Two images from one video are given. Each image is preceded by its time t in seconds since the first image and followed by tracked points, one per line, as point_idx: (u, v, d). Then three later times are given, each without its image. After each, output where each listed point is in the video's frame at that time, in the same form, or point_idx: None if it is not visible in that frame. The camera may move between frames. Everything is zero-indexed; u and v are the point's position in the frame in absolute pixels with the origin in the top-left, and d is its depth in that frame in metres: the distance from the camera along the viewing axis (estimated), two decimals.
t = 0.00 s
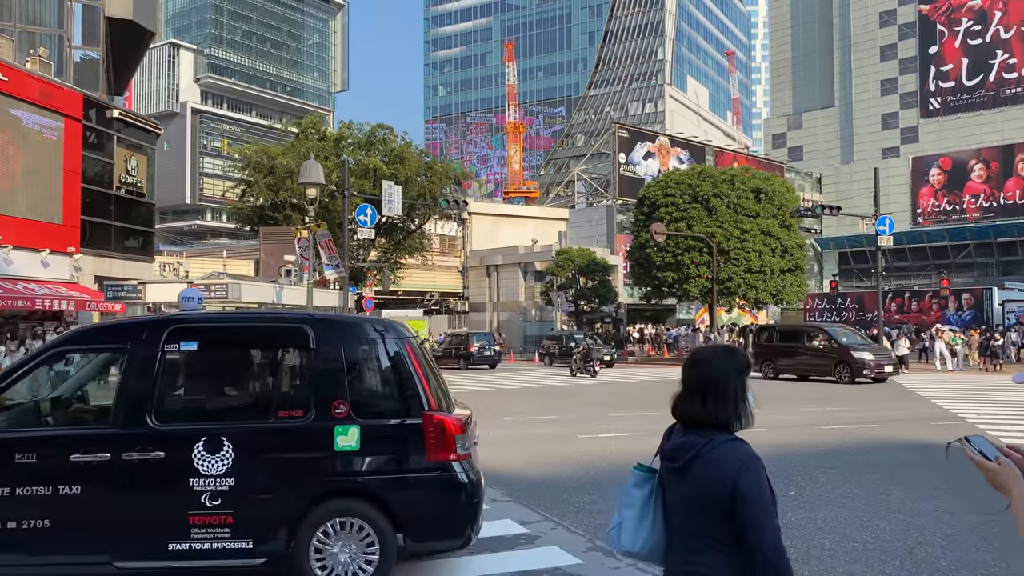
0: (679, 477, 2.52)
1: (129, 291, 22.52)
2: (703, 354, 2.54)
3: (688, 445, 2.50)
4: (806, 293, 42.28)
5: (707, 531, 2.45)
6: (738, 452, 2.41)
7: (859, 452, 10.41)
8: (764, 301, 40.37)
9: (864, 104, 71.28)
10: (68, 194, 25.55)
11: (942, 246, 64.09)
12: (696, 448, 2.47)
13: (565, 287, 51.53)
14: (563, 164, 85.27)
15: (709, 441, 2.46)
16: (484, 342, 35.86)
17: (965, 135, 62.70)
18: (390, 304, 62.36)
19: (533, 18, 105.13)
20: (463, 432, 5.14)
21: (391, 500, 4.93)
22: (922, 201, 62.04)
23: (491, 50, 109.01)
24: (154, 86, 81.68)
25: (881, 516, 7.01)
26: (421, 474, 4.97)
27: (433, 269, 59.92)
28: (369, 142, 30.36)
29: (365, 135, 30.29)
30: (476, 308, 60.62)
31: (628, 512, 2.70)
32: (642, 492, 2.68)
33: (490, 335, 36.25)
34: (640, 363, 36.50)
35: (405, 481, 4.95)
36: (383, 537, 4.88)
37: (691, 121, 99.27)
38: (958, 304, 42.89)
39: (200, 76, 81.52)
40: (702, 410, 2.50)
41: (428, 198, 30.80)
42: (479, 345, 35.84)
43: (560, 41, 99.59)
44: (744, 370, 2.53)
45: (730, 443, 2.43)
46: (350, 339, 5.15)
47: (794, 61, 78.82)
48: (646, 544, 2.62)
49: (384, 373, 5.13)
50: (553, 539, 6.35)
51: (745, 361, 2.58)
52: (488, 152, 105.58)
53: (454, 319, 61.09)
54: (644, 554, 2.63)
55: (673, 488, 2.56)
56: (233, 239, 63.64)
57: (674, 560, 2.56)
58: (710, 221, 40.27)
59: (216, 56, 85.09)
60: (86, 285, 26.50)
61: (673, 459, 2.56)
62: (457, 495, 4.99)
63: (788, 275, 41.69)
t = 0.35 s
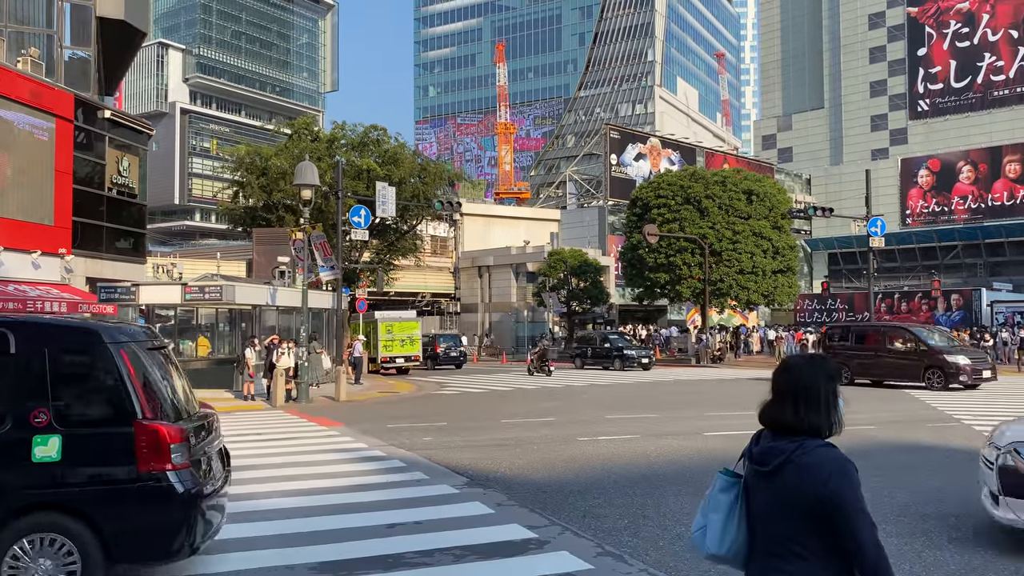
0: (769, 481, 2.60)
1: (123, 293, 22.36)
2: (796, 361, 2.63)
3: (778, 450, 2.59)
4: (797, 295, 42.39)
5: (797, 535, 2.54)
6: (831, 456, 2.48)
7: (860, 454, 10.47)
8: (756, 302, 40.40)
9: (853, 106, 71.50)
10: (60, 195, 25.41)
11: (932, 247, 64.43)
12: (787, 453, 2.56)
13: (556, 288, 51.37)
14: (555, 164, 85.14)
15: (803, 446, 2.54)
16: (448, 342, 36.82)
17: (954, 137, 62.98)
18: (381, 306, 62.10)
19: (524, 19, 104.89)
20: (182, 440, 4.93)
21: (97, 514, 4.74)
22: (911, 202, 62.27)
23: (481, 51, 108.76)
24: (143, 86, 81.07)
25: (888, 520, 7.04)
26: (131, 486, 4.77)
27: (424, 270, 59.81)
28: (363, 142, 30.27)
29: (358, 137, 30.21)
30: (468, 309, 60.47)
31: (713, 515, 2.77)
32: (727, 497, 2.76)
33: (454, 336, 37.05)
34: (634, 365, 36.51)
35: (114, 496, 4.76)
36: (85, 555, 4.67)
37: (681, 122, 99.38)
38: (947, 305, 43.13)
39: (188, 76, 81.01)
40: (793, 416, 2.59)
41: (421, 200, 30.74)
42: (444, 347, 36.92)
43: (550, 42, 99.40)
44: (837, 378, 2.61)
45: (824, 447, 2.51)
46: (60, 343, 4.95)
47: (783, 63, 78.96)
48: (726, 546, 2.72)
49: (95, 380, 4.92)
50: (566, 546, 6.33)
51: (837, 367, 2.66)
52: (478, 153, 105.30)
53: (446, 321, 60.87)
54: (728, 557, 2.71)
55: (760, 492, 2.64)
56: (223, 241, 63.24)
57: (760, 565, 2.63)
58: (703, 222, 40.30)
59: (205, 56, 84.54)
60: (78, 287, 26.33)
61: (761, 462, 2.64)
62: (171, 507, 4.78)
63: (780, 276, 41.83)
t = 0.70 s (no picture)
0: (827, 476, 2.65)
1: (110, 294, 22.17)
2: (842, 364, 2.72)
3: (838, 447, 2.64)
4: (783, 295, 42.64)
5: (861, 527, 2.56)
6: (889, 450, 2.55)
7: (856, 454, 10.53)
8: (743, 303, 40.62)
9: (838, 108, 71.91)
10: (45, 196, 25.18)
11: (915, 248, 65.01)
12: (847, 449, 2.61)
13: (544, 289, 51.37)
14: (542, 165, 85.23)
15: (858, 442, 2.61)
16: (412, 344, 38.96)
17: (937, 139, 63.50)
18: (368, 306, 61.95)
19: (510, 19, 104.76)
20: None
21: None
22: (895, 203, 62.82)
23: (467, 51, 108.54)
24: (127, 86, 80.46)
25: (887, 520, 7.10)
26: None
27: (412, 270, 59.80)
28: (352, 142, 30.17)
29: (346, 137, 30.09)
30: (456, 309, 60.46)
31: (774, 513, 2.79)
32: (788, 497, 2.78)
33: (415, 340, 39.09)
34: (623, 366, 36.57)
35: None
36: None
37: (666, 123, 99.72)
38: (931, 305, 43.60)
39: (172, 76, 80.39)
40: (846, 418, 2.67)
41: (410, 200, 30.68)
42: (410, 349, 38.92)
43: (536, 43, 99.30)
44: (885, 379, 2.68)
45: (878, 443, 2.58)
46: None
47: (769, 65, 79.36)
48: (788, 545, 2.73)
49: None
50: (570, 547, 6.34)
51: (882, 369, 2.74)
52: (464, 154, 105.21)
53: (433, 321, 60.78)
54: (791, 555, 2.72)
55: (818, 490, 2.68)
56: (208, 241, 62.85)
57: (822, 563, 2.65)
58: (689, 223, 40.42)
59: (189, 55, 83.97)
60: (64, 287, 26.09)
61: (820, 459, 2.68)
62: None
63: (766, 277, 42.07)
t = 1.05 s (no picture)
0: (857, 471, 2.72)
1: (93, 295, 21.96)
2: (875, 360, 2.77)
3: (866, 442, 2.72)
4: (766, 296, 42.92)
5: (885, 524, 2.66)
6: (917, 446, 2.62)
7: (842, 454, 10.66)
8: (726, 303, 40.85)
9: (819, 110, 72.46)
10: (26, 196, 24.91)
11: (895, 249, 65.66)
12: (875, 445, 2.68)
13: (528, 289, 51.36)
14: (525, 166, 85.22)
15: (886, 438, 2.68)
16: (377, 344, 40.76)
17: (917, 141, 64.19)
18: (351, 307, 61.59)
19: (494, 20, 104.64)
20: None
21: None
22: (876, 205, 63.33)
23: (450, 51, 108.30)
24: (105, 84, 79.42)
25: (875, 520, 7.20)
26: None
27: (396, 271, 59.63)
28: (337, 143, 30.10)
29: (331, 137, 29.98)
30: (439, 310, 60.32)
31: (805, 505, 2.88)
32: (817, 488, 2.87)
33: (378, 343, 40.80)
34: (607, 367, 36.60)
35: None
36: None
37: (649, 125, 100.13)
38: (910, 306, 44.13)
39: (152, 75, 79.52)
40: (874, 413, 2.75)
41: (395, 201, 30.63)
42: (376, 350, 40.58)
43: (519, 44, 99.22)
44: (910, 374, 2.76)
45: (907, 438, 2.66)
46: None
47: (750, 67, 79.81)
48: (818, 538, 2.82)
49: None
50: (556, 548, 6.43)
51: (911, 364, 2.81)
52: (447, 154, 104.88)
53: (417, 322, 60.54)
54: (821, 546, 2.82)
55: (848, 484, 2.76)
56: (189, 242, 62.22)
57: (853, 555, 2.74)
58: (673, 224, 40.62)
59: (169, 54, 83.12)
60: (45, 288, 25.80)
61: (849, 454, 2.76)
62: None
63: (749, 278, 42.35)
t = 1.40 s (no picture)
0: (886, 474, 2.83)
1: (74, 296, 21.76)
2: (900, 365, 2.88)
3: (899, 447, 2.81)
4: (746, 296, 43.31)
5: (917, 525, 2.77)
6: (947, 451, 2.74)
7: (818, 452, 10.83)
8: (708, 304, 41.16)
9: (798, 112, 73.11)
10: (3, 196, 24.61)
11: (873, 250, 66.46)
12: (907, 450, 2.79)
13: (510, 289, 51.46)
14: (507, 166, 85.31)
15: (917, 443, 2.79)
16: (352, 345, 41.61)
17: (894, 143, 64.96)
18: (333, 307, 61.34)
19: (476, 20, 104.72)
20: None
21: None
22: (853, 207, 63.75)
23: (431, 51, 108.15)
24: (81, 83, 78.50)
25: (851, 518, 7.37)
26: None
27: (378, 271, 59.56)
28: (318, 143, 30.04)
29: (313, 137, 29.93)
30: (421, 310, 60.28)
31: (832, 507, 2.97)
32: (843, 489, 2.96)
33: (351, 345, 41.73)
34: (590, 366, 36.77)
35: None
36: None
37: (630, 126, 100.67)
38: (888, 305, 44.68)
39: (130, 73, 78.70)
40: (901, 420, 2.85)
41: (377, 202, 30.65)
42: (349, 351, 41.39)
43: (501, 44, 99.28)
44: (933, 380, 2.87)
45: (939, 444, 2.77)
46: None
47: (730, 69, 80.45)
48: (844, 538, 2.92)
49: None
50: (540, 545, 6.54)
51: (931, 371, 2.92)
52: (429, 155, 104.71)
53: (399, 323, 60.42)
54: (845, 546, 2.92)
55: (879, 486, 2.85)
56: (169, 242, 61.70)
57: (880, 554, 2.85)
58: (654, 225, 40.95)
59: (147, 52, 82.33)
60: (22, 288, 25.50)
61: (878, 457, 2.85)
62: None
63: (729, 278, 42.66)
